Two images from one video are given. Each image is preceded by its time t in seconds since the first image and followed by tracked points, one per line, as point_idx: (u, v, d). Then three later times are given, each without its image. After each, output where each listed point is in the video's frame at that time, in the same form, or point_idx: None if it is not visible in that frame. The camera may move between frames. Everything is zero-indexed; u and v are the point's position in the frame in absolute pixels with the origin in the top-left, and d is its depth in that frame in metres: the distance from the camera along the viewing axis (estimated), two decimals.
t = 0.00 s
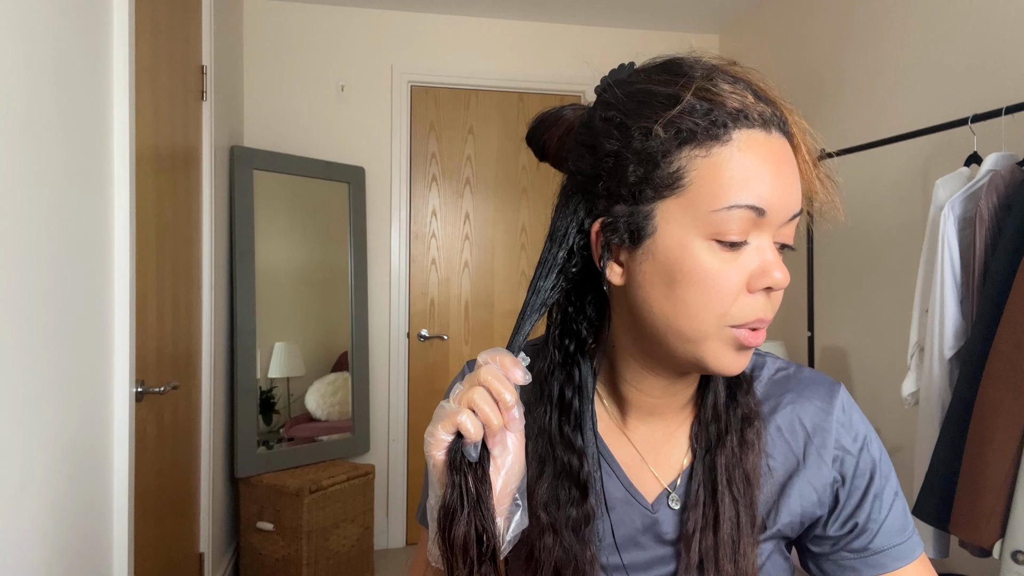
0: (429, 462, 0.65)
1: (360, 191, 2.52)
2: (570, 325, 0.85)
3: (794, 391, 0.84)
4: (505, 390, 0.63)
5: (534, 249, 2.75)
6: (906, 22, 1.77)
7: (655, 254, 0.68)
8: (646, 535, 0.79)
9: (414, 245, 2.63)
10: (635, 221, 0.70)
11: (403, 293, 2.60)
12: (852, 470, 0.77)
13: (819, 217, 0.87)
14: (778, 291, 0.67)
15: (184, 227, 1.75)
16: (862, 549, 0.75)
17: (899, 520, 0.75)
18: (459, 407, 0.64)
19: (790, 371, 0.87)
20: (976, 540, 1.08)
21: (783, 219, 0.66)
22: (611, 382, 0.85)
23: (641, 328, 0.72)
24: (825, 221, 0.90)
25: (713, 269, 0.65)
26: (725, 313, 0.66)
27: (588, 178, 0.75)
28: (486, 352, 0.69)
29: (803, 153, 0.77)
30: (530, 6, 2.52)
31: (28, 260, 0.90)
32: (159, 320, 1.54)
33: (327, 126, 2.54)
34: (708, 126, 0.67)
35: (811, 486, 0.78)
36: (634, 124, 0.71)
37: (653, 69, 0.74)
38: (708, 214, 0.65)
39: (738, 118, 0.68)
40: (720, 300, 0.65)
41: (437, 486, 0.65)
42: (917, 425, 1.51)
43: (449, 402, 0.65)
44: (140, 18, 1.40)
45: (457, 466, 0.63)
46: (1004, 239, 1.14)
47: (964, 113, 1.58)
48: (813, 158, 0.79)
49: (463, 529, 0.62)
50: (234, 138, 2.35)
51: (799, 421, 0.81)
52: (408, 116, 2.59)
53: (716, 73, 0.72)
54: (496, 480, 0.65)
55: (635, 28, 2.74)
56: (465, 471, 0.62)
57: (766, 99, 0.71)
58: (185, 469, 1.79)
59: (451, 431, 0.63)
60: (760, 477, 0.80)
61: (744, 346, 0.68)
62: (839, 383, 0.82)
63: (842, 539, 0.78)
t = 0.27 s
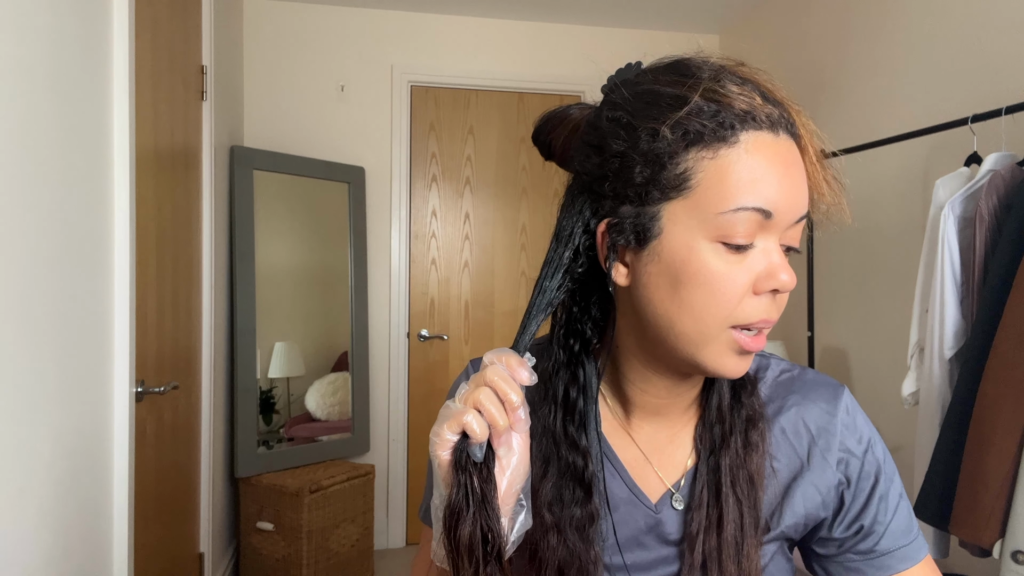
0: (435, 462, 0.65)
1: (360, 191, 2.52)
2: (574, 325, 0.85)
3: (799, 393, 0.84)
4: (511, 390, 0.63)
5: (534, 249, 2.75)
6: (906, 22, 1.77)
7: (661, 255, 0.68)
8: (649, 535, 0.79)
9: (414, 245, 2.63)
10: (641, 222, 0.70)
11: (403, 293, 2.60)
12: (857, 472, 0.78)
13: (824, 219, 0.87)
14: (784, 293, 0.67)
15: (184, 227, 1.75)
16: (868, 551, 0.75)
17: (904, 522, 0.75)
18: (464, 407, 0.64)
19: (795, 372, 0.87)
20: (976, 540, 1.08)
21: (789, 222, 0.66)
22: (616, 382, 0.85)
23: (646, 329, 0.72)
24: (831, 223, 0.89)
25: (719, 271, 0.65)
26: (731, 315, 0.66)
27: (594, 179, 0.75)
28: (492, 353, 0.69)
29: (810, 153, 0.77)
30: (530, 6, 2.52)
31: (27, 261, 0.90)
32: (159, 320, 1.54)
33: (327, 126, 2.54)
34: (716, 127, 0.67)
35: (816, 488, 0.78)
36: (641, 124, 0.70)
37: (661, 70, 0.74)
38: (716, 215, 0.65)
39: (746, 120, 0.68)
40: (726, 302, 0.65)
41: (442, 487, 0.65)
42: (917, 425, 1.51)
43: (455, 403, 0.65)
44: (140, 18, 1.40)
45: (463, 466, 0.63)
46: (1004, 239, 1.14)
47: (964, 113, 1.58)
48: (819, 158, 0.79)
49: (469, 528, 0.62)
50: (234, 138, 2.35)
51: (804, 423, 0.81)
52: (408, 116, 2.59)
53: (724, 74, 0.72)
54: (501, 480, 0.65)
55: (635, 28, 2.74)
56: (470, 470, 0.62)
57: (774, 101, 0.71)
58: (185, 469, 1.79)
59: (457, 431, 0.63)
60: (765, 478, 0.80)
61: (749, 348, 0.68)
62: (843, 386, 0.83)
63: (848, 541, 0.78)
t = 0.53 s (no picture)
0: (435, 462, 0.65)
1: (360, 191, 2.52)
2: (575, 325, 0.84)
3: (799, 395, 0.84)
4: (511, 390, 0.63)
5: (534, 249, 2.75)
6: (906, 21, 1.77)
7: (663, 255, 0.68)
8: (649, 536, 0.79)
9: (414, 245, 2.63)
10: (644, 221, 0.70)
11: (403, 293, 2.60)
12: (857, 475, 0.78)
13: (826, 220, 0.87)
14: (785, 293, 0.68)
15: (184, 227, 1.75)
16: (865, 553, 0.76)
17: (902, 526, 0.75)
18: (465, 407, 0.64)
19: (796, 374, 0.87)
20: (976, 540, 1.08)
21: (792, 221, 0.66)
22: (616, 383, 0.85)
23: (647, 328, 0.72)
24: (832, 224, 0.89)
25: (721, 271, 0.65)
26: (733, 315, 0.66)
27: (596, 177, 0.75)
28: (493, 352, 0.69)
29: (812, 153, 0.77)
30: (530, 6, 2.52)
31: (26, 262, 0.89)
32: (159, 321, 1.54)
33: (327, 126, 2.54)
34: (720, 126, 0.67)
35: (815, 489, 0.78)
36: (645, 123, 0.70)
37: (664, 69, 0.74)
38: (718, 214, 0.65)
39: (750, 119, 0.68)
40: (728, 302, 0.65)
41: (442, 486, 0.65)
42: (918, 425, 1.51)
43: (455, 402, 0.65)
44: (140, 19, 1.40)
45: (463, 466, 0.63)
46: (1004, 239, 1.14)
47: (964, 113, 1.58)
48: (821, 157, 0.79)
49: (469, 528, 0.62)
50: (234, 138, 2.35)
51: (804, 424, 0.81)
52: (408, 116, 2.59)
53: (728, 74, 0.72)
54: (501, 480, 0.65)
55: (635, 28, 2.74)
56: (471, 470, 0.62)
57: (777, 101, 0.72)
58: (185, 468, 1.79)
59: (457, 431, 0.63)
60: (764, 479, 0.80)
61: (751, 347, 0.68)
62: (844, 388, 0.83)
63: (846, 544, 0.78)
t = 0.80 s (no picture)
0: (433, 461, 0.65)
1: (360, 191, 2.52)
2: (573, 324, 0.85)
3: (795, 393, 0.84)
4: (509, 390, 0.63)
5: (534, 249, 2.75)
6: (907, 21, 1.77)
7: (661, 252, 0.68)
8: (646, 534, 0.79)
9: (414, 245, 2.63)
10: (643, 219, 0.70)
11: (403, 293, 2.61)
12: (851, 473, 0.77)
13: (823, 220, 0.87)
14: (783, 293, 0.68)
15: (184, 228, 1.75)
16: (859, 551, 0.76)
17: (897, 524, 0.75)
18: (462, 406, 0.64)
19: (792, 372, 0.87)
20: (976, 540, 1.08)
21: (790, 221, 0.66)
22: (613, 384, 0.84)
23: (645, 326, 0.72)
24: (828, 225, 0.90)
25: (719, 270, 0.65)
26: (731, 314, 0.66)
27: (596, 176, 0.75)
28: (491, 351, 0.69)
29: (811, 156, 0.77)
30: (530, 6, 2.52)
31: (25, 263, 0.89)
32: (159, 321, 1.54)
33: (327, 126, 2.54)
34: (720, 126, 0.67)
35: (809, 487, 0.78)
36: (645, 122, 0.70)
37: (665, 68, 0.74)
38: (717, 213, 0.65)
39: (751, 119, 0.68)
40: (726, 300, 0.65)
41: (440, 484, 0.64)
42: (918, 425, 1.51)
43: (453, 401, 0.64)
44: (140, 19, 1.40)
45: (461, 465, 0.63)
46: (1004, 239, 1.14)
47: (964, 113, 1.58)
48: (819, 159, 0.79)
49: (467, 526, 0.62)
50: (234, 138, 2.35)
51: (799, 422, 0.81)
52: (408, 116, 2.59)
53: (729, 74, 0.72)
54: (499, 479, 0.65)
55: (635, 28, 2.74)
56: (469, 468, 0.62)
57: (777, 102, 0.72)
58: (185, 469, 1.79)
59: (455, 430, 0.63)
60: (760, 478, 0.80)
61: (749, 346, 0.68)
62: (839, 386, 0.82)
63: (841, 542, 0.78)
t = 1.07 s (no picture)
0: (422, 456, 0.65)
1: (360, 191, 2.52)
2: (568, 322, 0.85)
3: (793, 395, 0.84)
4: (499, 386, 0.63)
5: (534, 249, 2.75)
6: (907, 21, 1.77)
7: (655, 251, 0.68)
8: (641, 534, 0.79)
9: (414, 245, 2.63)
10: (637, 217, 0.70)
11: (403, 293, 2.61)
12: (848, 477, 0.77)
13: (818, 221, 0.87)
14: (777, 293, 0.67)
15: (184, 227, 1.75)
16: (854, 556, 0.76)
17: (890, 530, 0.75)
18: (452, 403, 0.64)
19: (790, 374, 0.87)
20: (976, 540, 1.08)
21: (784, 221, 0.66)
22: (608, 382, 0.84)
23: (640, 325, 0.72)
24: (824, 226, 0.90)
25: (713, 268, 0.65)
26: (725, 313, 0.66)
27: (591, 174, 0.75)
28: (482, 349, 0.69)
29: (805, 157, 0.76)
30: (530, 6, 2.52)
31: (25, 263, 0.89)
32: (159, 320, 1.54)
33: (327, 126, 2.54)
34: (715, 125, 0.67)
35: (806, 490, 0.78)
36: (641, 121, 0.70)
37: (661, 68, 0.74)
38: (711, 212, 0.65)
39: (745, 118, 0.68)
40: (719, 299, 0.65)
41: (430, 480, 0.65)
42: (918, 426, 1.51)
43: (443, 398, 0.65)
44: (140, 19, 1.40)
45: (450, 462, 0.63)
46: (1004, 240, 1.14)
47: (964, 113, 1.58)
48: (814, 160, 0.79)
49: (455, 519, 0.63)
50: (234, 138, 2.35)
51: (797, 424, 0.81)
52: (408, 116, 2.59)
53: (725, 74, 0.72)
54: (488, 475, 0.65)
55: (635, 28, 2.74)
56: (458, 464, 0.62)
57: (772, 101, 0.72)
58: (185, 468, 1.79)
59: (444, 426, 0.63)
60: (756, 479, 0.80)
61: (743, 344, 0.68)
62: (838, 389, 0.82)
63: (836, 546, 0.78)
